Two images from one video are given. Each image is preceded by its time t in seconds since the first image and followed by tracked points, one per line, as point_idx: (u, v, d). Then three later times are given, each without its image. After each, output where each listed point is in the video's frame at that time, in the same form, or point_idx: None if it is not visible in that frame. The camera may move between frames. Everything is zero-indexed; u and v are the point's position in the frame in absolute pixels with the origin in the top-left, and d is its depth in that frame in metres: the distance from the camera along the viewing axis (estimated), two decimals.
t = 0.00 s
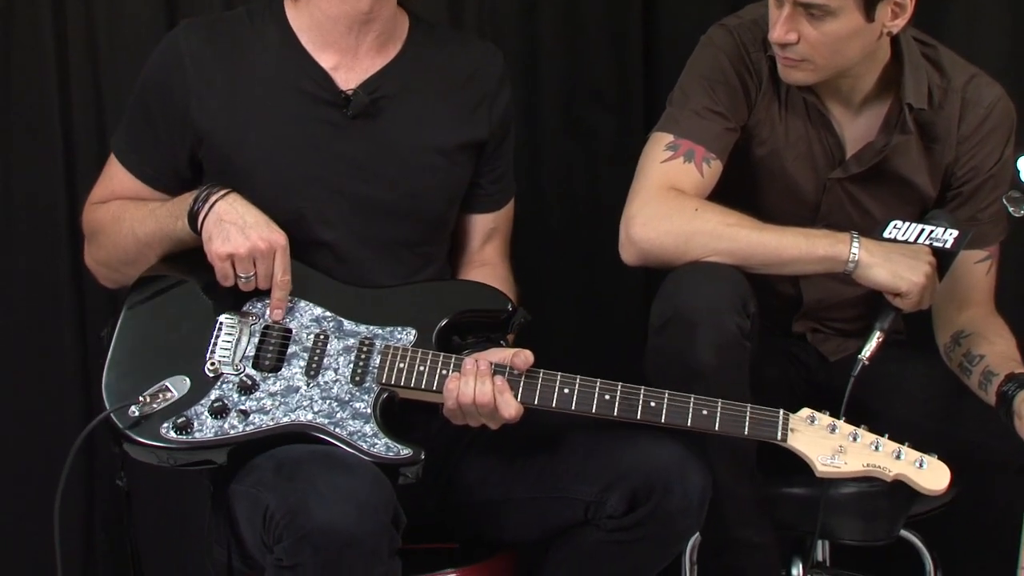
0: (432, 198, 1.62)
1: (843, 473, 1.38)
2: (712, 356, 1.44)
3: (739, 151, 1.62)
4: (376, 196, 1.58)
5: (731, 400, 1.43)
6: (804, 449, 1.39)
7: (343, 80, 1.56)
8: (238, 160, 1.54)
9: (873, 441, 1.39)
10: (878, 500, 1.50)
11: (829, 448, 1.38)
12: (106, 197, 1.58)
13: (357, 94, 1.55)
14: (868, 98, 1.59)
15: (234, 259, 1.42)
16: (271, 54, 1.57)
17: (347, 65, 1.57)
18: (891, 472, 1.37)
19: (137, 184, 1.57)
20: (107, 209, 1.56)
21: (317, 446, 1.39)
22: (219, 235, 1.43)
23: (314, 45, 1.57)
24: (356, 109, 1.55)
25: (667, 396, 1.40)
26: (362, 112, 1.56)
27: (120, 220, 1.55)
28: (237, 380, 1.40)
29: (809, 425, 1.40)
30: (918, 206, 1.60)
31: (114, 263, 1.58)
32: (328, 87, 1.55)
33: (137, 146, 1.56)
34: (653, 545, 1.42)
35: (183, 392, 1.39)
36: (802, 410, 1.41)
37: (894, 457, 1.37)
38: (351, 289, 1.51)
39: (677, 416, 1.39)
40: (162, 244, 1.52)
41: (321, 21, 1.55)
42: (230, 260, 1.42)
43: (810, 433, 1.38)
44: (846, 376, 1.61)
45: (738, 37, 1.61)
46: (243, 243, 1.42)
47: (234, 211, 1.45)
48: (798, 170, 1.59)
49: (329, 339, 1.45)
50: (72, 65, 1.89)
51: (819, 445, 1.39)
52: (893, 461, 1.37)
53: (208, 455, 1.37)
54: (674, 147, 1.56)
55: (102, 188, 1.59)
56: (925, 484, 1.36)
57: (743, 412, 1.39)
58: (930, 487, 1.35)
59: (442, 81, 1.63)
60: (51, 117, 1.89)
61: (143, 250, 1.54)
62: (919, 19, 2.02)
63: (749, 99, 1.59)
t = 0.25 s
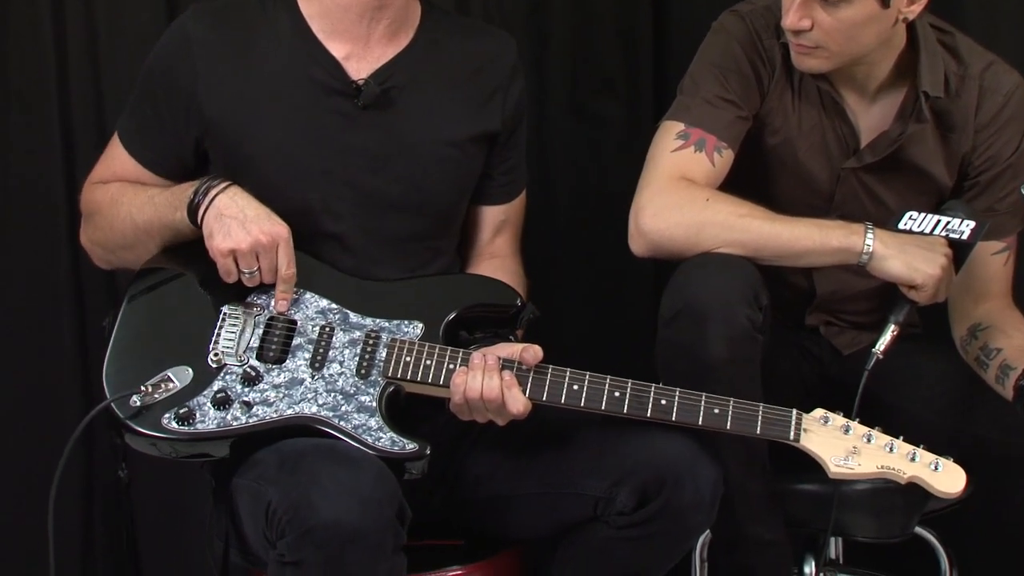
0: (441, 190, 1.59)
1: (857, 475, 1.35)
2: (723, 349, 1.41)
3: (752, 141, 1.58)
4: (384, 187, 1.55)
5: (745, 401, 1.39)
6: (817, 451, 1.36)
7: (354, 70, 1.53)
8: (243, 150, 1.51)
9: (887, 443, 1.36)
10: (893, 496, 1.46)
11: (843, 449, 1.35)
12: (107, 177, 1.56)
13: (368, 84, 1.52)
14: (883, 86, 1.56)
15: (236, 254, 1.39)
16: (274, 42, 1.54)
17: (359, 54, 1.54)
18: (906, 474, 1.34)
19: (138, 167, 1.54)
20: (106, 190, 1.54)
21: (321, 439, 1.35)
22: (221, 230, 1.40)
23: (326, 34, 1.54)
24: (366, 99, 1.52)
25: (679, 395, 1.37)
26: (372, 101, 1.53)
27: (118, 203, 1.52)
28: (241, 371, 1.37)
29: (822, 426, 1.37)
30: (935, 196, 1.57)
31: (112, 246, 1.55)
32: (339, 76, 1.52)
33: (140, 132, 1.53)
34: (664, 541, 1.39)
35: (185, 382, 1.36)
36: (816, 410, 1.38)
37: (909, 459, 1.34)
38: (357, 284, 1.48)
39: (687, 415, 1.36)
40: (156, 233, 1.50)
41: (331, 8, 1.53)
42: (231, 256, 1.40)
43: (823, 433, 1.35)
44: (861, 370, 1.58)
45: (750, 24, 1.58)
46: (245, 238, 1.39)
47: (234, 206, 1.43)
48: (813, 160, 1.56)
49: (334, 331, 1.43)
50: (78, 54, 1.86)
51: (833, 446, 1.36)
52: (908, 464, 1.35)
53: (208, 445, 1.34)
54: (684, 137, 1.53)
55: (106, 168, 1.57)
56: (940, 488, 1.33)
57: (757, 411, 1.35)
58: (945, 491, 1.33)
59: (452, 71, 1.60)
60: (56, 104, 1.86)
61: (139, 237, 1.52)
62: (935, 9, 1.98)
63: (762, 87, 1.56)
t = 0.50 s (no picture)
0: (448, 182, 1.56)
1: (870, 484, 1.31)
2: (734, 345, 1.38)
3: (765, 130, 1.55)
4: (389, 179, 1.52)
5: (754, 405, 1.35)
6: (829, 457, 1.33)
7: (360, 58, 1.50)
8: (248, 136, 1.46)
9: (903, 453, 1.33)
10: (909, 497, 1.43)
11: (856, 457, 1.32)
12: (96, 155, 1.44)
13: (374, 73, 1.49)
14: (899, 76, 1.52)
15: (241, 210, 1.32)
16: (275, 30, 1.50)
17: (365, 43, 1.51)
18: (920, 485, 1.30)
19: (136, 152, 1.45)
20: (93, 167, 1.42)
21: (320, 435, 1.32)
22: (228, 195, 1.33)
23: (332, 21, 1.51)
24: (372, 89, 1.49)
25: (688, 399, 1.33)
26: (378, 92, 1.50)
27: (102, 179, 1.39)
28: (241, 363, 1.34)
29: (836, 432, 1.34)
30: (951, 188, 1.53)
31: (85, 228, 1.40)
32: (345, 66, 1.48)
33: (140, 114, 1.45)
34: (673, 542, 1.36)
35: (184, 373, 1.33)
36: (830, 416, 1.35)
37: (925, 470, 1.31)
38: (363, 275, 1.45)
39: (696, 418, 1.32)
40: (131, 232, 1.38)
41: None
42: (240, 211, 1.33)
43: (835, 440, 1.33)
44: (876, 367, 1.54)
45: (762, 12, 1.55)
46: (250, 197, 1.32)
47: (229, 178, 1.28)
48: (826, 150, 1.53)
49: (338, 324, 1.39)
50: (80, 43, 1.83)
51: (846, 454, 1.33)
52: (924, 474, 1.31)
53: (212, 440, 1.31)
54: (695, 126, 1.49)
55: (95, 146, 1.45)
56: (957, 499, 1.29)
57: (767, 416, 1.32)
58: (962, 502, 1.28)
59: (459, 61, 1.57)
60: (56, 93, 1.83)
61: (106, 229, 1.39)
62: None
63: (774, 76, 1.52)
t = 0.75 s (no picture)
0: (454, 170, 1.52)
1: (898, 460, 1.28)
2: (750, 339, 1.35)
3: (781, 119, 1.52)
4: (396, 170, 1.49)
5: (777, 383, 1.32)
6: (856, 435, 1.29)
7: (359, 48, 1.47)
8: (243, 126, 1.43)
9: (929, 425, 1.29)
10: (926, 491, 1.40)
11: (883, 433, 1.28)
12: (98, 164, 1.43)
13: (375, 65, 1.46)
14: (918, 65, 1.49)
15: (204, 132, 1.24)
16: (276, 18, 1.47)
17: (363, 33, 1.48)
18: (950, 459, 1.26)
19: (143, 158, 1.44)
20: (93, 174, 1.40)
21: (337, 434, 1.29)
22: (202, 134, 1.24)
23: (330, 10, 1.47)
24: (372, 80, 1.46)
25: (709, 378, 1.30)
26: (380, 83, 1.47)
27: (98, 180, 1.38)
28: (252, 365, 1.31)
29: (861, 408, 1.29)
30: (971, 180, 1.50)
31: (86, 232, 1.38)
32: (345, 55, 1.45)
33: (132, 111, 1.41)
34: (687, 538, 1.33)
35: (194, 378, 1.30)
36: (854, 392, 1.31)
37: (954, 443, 1.27)
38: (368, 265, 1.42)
39: (720, 401, 1.29)
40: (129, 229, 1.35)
41: None
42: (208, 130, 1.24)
43: (863, 417, 1.28)
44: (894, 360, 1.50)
45: None
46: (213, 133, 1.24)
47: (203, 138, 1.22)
48: (843, 141, 1.49)
49: (348, 319, 1.37)
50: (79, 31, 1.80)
51: (872, 430, 1.29)
52: (952, 447, 1.27)
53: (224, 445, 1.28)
54: (709, 116, 1.46)
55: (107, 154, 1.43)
56: (988, 472, 1.25)
57: (792, 394, 1.29)
58: (993, 476, 1.25)
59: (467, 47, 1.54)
60: (52, 80, 1.80)
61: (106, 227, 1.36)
62: None
63: (790, 65, 1.49)
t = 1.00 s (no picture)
0: (464, 165, 1.49)
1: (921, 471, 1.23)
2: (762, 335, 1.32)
3: (796, 108, 1.49)
4: (401, 159, 1.45)
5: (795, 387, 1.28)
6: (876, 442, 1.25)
7: (370, 36, 1.43)
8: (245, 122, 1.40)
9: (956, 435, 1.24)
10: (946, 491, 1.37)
11: (904, 443, 1.24)
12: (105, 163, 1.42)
13: (387, 52, 1.42)
14: (936, 52, 1.45)
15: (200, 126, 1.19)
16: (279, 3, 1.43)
17: (373, 20, 1.44)
18: (974, 471, 1.22)
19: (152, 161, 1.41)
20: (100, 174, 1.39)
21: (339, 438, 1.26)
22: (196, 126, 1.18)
23: None
24: (385, 69, 1.42)
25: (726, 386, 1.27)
26: (391, 71, 1.43)
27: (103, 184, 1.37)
28: (255, 366, 1.28)
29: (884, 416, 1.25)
30: (990, 169, 1.47)
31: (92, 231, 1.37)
32: (349, 42, 1.42)
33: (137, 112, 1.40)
34: (699, 540, 1.30)
35: (196, 379, 1.26)
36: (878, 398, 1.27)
37: (979, 453, 1.22)
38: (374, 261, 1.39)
39: (735, 406, 1.26)
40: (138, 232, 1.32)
41: None
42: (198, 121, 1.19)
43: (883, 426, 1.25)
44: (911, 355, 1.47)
45: None
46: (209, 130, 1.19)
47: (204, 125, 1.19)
48: (859, 131, 1.46)
49: (354, 318, 1.33)
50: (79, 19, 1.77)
51: (894, 439, 1.24)
52: (978, 458, 1.22)
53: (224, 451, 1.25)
54: (722, 105, 1.44)
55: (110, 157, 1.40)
56: (1014, 487, 1.20)
57: (810, 402, 1.25)
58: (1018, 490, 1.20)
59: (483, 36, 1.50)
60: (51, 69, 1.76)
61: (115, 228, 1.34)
62: None
63: (805, 53, 1.46)
